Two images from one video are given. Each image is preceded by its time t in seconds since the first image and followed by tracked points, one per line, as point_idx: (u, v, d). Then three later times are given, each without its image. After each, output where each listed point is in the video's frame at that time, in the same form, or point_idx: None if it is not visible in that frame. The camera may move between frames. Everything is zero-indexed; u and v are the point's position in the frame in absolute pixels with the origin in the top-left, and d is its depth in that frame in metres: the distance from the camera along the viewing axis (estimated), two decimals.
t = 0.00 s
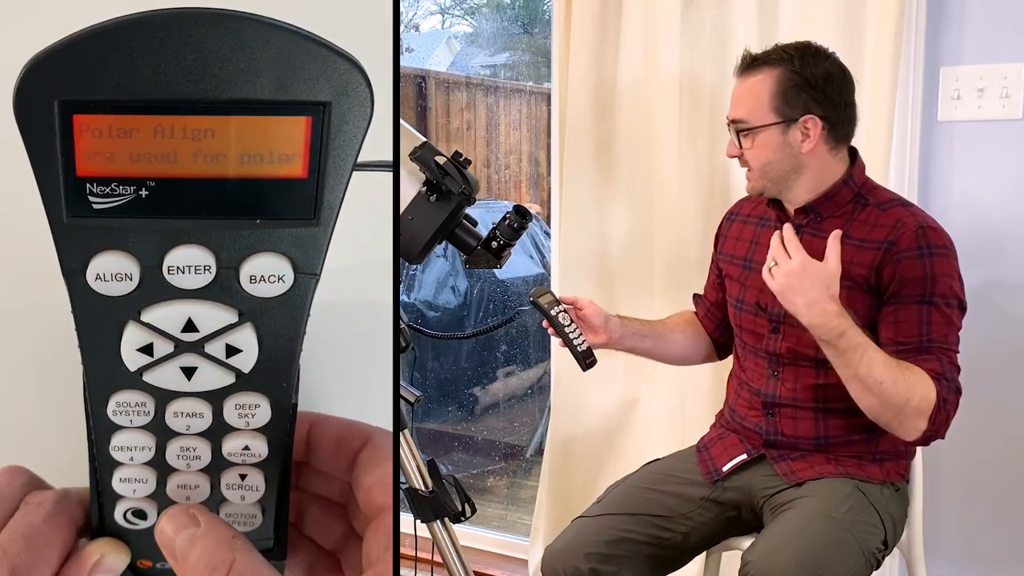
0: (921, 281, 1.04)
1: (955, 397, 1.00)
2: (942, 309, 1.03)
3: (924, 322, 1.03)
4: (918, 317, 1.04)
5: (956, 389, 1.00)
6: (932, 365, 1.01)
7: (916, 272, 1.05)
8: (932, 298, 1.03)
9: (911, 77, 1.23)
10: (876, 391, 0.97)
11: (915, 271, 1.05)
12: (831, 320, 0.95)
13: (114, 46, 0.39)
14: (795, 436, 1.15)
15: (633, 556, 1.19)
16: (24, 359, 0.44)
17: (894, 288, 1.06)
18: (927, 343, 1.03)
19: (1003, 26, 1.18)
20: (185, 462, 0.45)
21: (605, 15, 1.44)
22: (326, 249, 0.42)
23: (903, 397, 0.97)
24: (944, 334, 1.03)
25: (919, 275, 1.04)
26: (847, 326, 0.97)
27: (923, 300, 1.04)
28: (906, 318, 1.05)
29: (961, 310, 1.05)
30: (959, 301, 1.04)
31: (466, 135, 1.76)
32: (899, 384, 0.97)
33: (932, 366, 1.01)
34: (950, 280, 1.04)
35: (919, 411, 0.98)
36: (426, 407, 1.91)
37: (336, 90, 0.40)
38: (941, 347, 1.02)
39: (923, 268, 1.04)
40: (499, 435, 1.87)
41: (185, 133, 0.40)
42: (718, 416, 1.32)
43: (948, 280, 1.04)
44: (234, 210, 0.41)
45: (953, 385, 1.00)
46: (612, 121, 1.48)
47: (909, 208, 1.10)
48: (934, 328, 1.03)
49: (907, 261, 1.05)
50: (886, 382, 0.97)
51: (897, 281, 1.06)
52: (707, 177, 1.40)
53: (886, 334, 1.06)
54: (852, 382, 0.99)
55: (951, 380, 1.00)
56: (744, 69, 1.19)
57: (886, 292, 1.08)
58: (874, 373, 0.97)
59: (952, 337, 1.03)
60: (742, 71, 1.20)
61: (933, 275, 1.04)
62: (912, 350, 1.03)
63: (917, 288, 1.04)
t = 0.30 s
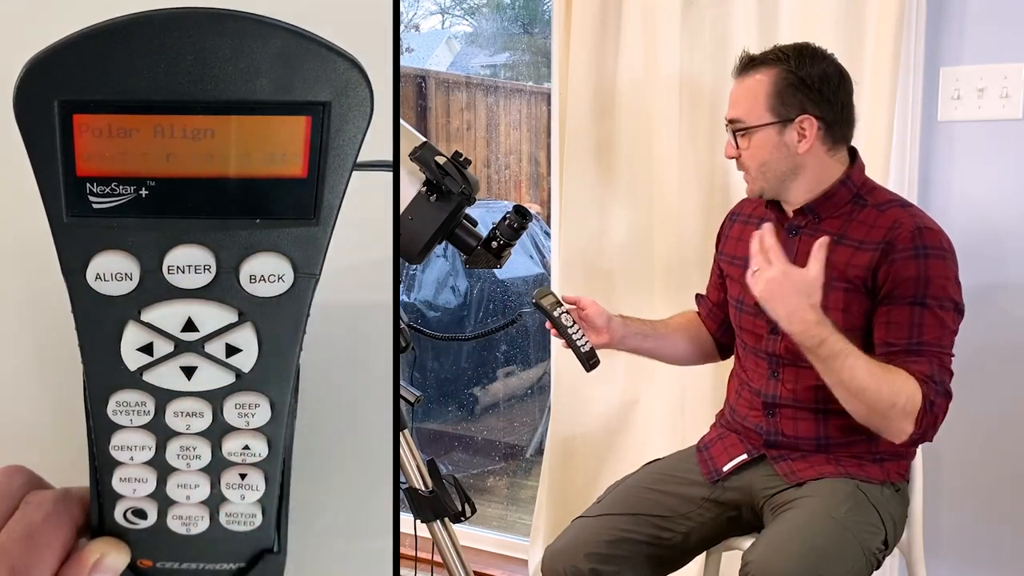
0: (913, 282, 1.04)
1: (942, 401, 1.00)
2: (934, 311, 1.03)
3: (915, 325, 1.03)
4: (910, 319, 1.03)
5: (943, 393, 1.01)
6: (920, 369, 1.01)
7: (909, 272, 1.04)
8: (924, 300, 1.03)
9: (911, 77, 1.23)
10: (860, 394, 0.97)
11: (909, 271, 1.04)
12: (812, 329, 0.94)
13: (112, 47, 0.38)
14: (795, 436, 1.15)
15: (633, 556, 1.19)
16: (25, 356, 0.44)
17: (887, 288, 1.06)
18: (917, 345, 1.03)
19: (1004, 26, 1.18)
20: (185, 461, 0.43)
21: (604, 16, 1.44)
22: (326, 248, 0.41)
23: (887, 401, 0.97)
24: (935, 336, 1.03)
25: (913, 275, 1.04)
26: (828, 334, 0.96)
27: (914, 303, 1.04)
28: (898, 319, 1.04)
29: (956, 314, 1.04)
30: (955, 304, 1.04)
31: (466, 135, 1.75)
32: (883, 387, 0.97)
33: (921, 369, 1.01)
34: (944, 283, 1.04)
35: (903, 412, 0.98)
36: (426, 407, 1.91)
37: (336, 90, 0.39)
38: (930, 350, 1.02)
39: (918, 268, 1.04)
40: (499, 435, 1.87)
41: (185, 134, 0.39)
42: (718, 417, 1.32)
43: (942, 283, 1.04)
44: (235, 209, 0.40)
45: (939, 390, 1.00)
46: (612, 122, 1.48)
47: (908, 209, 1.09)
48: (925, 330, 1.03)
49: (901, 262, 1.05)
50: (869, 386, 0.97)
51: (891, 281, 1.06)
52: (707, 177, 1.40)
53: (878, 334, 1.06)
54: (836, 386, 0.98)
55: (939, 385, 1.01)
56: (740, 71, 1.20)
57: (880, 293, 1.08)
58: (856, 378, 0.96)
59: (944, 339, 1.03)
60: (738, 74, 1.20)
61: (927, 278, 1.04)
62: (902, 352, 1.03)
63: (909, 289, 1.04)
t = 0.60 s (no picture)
0: (906, 277, 1.04)
1: (940, 395, 1.00)
2: (929, 305, 1.03)
3: (911, 319, 1.03)
4: (905, 314, 1.03)
5: (939, 388, 1.00)
6: (915, 366, 1.00)
7: (903, 267, 1.04)
8: (918, 294, 1.03)
9: (911, 76, 1.23)
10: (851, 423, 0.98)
11: (903, 266, 1.04)
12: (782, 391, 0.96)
13: (111, 49, 0.38)
14: (794, 437, 1.15)
15: (633, 556, 1.19)
16: (27, 354, 0.44)
17: (882, 285, 1.06)
18: (913, 340, 1.02)
19: (1004, 26, 1.18)
20: (184, 462, 0.43)
21: (604, 16, 1.44)
22: (325, 249, 0.41)
23: (883, 420, 0.98)
24: (932, 331, 1.02)
25: (907, 270, 1.04)
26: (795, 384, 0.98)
27: (908, 297, 1.03)
28: (893, 315, 1.04)
29: (952, 307, 1.04)
30: (950, 297, 1.04)
31: (466, 135, 1.75)
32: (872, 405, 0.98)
33: (916, 365, 1.00)
34: (938, 277, 1.04)
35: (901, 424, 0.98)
36: (426, 407, 1.91)
37: (336, 91, 0.39)
38: (926, 344, 1.02)
39: (911, 264, 1.04)
40: (499, 435, 1.87)
41: (183, 133, 0.39)
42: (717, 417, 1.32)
43: (936, 278, 1.04)
44: (234, 209, 0.40)
45: (936, 384, 1.00)
46: (612, 121, 1.48)
47: (900, 205, 1.09)
48: (921, 324, 1.02)
49: (894, 257, 1.05)
50: (856, 416, 0.98)
51: (885, 277, 1.06)
52: (707, 176, 1.40)
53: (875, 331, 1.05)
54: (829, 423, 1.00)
55: (935, 379, 1.00)
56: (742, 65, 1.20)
57: (874, 292, 1.07)
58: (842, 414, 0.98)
59: (941, 333, 1.02)
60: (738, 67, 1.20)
61: (920, 272, 1.04)
62: (897, 347, 1.02)
63: (903, 284, 1.04)
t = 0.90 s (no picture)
0: (904, 276, 1.04)
1: (949, 392, 0.99)
2: (929, 303, 1.03)
3: (913, 319, 1.02)
4: (907, 314, 1.03)
5: (946, 386, 0.99)
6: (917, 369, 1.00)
7: (900, 266, 1.04)
8: (918, 293, 1.03)
9: (912, 76, 1.23)
10: (887, 456, 0.93)
11: (899, 265, 1.04)
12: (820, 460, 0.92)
13: (109, 47, 0.37)
14: (793, 438, 1.15)
15: (633, 556, 1.19)
16: (27, 354, 0.44)
17: (880, 285, 1.06)
18: (918, 340, 1.02)
19: (1004, 26, 1.18)
20: (185, 462, 0.43)
21: (604, 16, 1.44)
22: (326, 249, 0.41)
23: (909, 439, 0.95)
24: (934, 329, 1.02)
25: (905, 269, 1.04)
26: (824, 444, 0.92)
27: (908, 296, 1.03)
28: (894, 315, 1.04)
29: (952, 302, 1.04)
30: (949, 292, 1.04)
31: (466, 135, 1.75)
32: (893, 427, 0.95)
33: (918, 369, 1.00)
34: (935, 273, 1.04)
35: (924, 437, 0.96)
36: (426, 407, 1.91)
37: (337, 90, 0.39)
38: (930, 343, 1.01)
39: (908, 262, 1.04)
40: (499, 435, 1.87)
41: (183, 133, 0.39)
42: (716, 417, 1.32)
43: (933, 274, 1.03)
44: (234, 209, 0.40)
45: (941, 384, 0.98)
46: (611, 121, 1.48)
47: (890, 202, 1.10)
48: (924, 323, 1.02)
49: (890, 257, 1.05)
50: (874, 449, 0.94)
51: (883, 277, 1.06)
52: (707, 176, 1.40)
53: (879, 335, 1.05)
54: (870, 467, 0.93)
55: (940, 378, 0.99)
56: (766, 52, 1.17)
57: (873, 292, 1.07)
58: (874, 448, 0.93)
59: (943, 330, 1.02)
60: (761, 53, 1.18)
61: (918, 271, 1.03)
62: (902, 350, 1.02)
63: (901, 283, 1.04)
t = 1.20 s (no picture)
0: (906, 276, 1.04)
1: (944, 395, 1.00)
2: (930, 303, 1.03)
3: (914, 319, 1.03)
4: (909, 314, 1.03)
5: (942, 391, 1.00)
6: (914, 375, 1.00)
7: (903, 266, 1.05)
8: (920, 293, 1.03)
9: (912, 76, 1.23)
10: (890, 471, 0.95)
11: (903, 265, 1.05)
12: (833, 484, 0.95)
13: (110, 47, 0.37)
14: (794, 438, 1.15)
15: (633, 556, 1.19)
16: (27, 355, 0.44)
17: (882, 284, 1.06)
18: (918, 341, 1.02)
19: (1004, 25, 1.18)
20: (185, 462, 0.43)
21: (604, 16, 1.44)
22: (326, 249, 0.41)
23: (909, 450, 0.96)
24: (934, 330, 1.02)
25: (907, 269, 1.04)
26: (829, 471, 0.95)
27: (909, 296, 1.03)
28: (896, 315, 1.04)
29: (952, 303, 1.04)
30: (950, 293, 1.04)
31: (466, 135, 1.75)
32: (894, 441, 0.96)
33: (915, 375, 1.00)
34: (936, 273, 1.04)
35: (923, 444, 0.98)
36: (426, 407, 1.91)
37: (337, 91, 0.39)
38: (929, 344, 1.02)
39: (910, 262, 1.04)
40: (499, 435, 1.87)
41: (183, 133, 0.39)
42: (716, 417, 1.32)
43: (935, 274, 1.04)
44: (233, 209, 0.40)
45: (937, 389, 0.99)
46: (612, 121, 1.48)
47: (891, 202, 1.10)
48: (924, 324, 1.02)
49: (893, 257, 1.06)
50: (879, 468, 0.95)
51: (885, 276, 1.06)
52: (707, 176, 1.40)
53: (880, 335, 1.05)
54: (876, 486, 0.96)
55: (936, 383, 1.00)
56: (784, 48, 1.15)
57: (875, 292, 1.07)
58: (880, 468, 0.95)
59: (943, 331, 1.02)
60: (778, 49, 1.15)
61: (920, 270, 1.04)
62: (902, 350, 1.02)
63: (903, 283, 1.04)
